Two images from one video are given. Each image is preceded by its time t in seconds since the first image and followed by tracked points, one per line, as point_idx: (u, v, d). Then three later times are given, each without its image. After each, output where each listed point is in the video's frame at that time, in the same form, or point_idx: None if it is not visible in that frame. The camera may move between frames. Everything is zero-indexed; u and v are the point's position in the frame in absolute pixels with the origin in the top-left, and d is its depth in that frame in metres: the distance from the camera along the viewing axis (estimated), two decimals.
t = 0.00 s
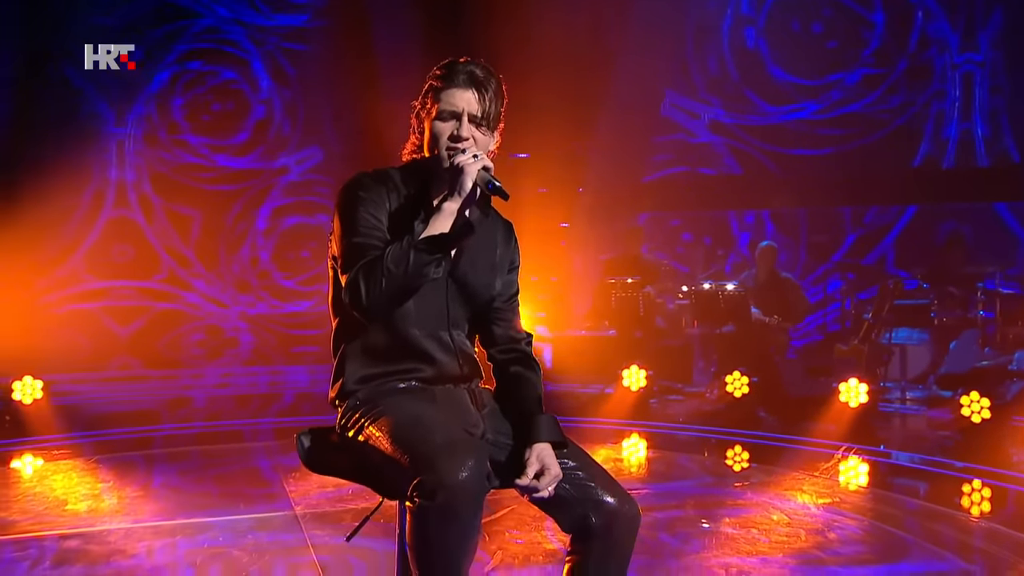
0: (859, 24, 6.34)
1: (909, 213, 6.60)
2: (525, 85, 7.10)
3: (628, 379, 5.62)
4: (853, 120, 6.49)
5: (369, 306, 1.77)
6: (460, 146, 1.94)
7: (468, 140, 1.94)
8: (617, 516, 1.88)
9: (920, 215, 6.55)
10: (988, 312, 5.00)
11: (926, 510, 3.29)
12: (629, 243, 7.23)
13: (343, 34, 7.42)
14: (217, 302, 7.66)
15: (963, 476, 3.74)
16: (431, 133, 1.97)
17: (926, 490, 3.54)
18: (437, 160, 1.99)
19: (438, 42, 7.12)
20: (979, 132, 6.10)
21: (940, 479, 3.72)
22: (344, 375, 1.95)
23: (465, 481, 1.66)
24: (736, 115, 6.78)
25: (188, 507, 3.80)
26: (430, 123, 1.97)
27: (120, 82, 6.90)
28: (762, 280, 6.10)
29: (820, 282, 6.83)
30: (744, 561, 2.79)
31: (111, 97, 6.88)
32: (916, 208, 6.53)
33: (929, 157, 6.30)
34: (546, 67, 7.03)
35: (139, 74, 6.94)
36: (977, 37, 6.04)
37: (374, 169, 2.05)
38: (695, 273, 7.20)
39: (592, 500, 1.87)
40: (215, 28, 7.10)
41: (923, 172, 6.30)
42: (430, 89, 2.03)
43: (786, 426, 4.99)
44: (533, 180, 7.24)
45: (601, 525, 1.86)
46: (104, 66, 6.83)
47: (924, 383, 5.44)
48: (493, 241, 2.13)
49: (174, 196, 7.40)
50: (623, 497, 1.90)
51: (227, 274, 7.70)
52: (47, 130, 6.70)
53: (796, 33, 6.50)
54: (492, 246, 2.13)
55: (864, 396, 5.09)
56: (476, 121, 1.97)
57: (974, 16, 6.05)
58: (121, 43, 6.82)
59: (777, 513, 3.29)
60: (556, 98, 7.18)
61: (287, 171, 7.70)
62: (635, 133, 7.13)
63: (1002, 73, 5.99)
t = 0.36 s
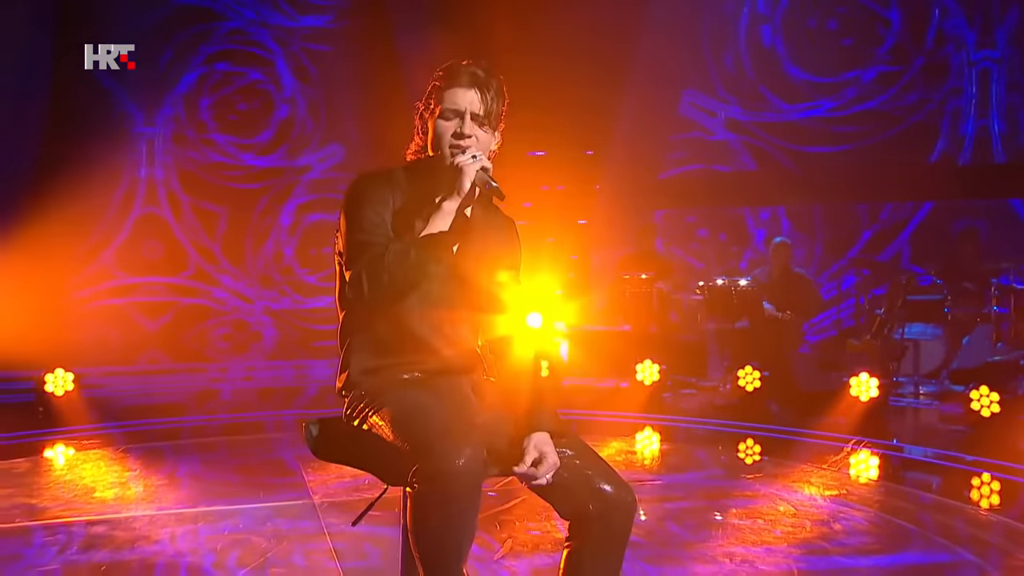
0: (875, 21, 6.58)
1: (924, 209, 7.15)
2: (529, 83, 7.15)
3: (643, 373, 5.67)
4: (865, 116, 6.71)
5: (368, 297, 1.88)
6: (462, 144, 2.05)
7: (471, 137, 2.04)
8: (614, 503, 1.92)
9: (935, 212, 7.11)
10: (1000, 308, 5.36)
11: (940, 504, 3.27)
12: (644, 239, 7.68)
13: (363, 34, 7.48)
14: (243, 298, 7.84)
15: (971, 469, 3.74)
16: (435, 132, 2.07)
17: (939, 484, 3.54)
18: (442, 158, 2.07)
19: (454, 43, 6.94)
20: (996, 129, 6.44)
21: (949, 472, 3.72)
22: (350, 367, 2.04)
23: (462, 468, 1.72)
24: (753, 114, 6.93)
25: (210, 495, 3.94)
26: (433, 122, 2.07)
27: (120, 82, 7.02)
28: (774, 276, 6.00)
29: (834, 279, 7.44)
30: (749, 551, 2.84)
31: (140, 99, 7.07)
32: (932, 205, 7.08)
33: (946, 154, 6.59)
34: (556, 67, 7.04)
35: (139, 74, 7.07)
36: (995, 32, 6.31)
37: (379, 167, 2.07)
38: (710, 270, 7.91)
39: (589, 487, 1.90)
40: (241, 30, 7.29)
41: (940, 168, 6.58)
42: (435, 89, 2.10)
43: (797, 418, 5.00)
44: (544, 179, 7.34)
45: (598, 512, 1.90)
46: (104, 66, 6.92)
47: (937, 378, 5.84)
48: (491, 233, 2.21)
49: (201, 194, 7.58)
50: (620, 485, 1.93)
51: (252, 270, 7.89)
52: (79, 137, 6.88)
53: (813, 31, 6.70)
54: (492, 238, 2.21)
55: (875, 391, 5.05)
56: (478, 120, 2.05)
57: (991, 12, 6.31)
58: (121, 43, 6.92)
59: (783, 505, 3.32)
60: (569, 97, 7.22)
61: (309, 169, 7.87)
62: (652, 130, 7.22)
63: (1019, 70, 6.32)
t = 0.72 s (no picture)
0: (893, 19, 6.70)
1: (940, 206, 7.20)
2: (545, 87, 7.33)
3: (656, 368, 5.71)
4: (882, 114, 6.89)
5: (367, 299, 1.97)
6: (471, 143, 2.02)
7: (478, 136, 2.01)
8: (612, 492, 1.98)
9: (951, 208, 7.18)
10: (1015, 303, 5.30)
11: (955, 499, 3.24)
12: (659, 236, 7.83)
13: (384, 33, 7.61)
14: (268, 293, 7.97)
15: (981, 463, 3.73)
16: (441, 131, 2.04)
17: (952, 478, 3.52)
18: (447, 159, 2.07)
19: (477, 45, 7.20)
20: (1013, 125, 6.58)
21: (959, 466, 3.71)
22: (356, 359, 2.10)
23: (461, 455, 1.77)
24: (769, 110, 7.13)
25: (233, 484, 4.07)
26: (440, 121, 2.03)
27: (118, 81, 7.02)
28: (790, 270, 6.19)
29: (849, 276, 7.62)
30: (753, 540, 2.90)
31: (169, 97, 7.24)
32: (948, 202, 7.14)
33: (963, 150, 6.78)
34: (575, 72, 7.26)
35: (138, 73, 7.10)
36: (1012, 29, 6.43)
37: (387, 168, 2.14)
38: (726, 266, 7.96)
39: (589, 475, 1.97)
40: (266, 31, 7.48)
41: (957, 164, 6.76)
42: (439, 89, 2.07)
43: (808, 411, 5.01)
44: (557, 177, 7.52)
45: (597, 499, 1.97)
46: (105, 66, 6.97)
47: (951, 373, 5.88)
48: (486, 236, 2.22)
49: (227, 192, 7.71)
50: (619, 474, 2.00)
51: (278, 266, 8.02)
52: (114, 134, 7.06)
53: (830, 27, 6.84)
54: (485, 239, 2.22)
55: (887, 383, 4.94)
56: (485, 118, 2.03)
57: (1009, 10, 6.43)
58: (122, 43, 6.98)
59: (790, 496, 3.35)
60: (582, 99, 7.36)
61: (333, 168, 7.98)
62: (666, 130, 7.40)
63: None
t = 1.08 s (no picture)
0: (908, 16, 6.71)
1: (953, 202, 6.99)
2: (558, 90, 7.49)
3: (668, 362, 5.81)
4: (896, 111, 6.84)
5: (371, 308, 1.99)
6: (473, 141, 2.07)
7: (480, 134, 2.06)
8: (609, 481, 2.05)
9: (965, 205, 6.95)
10: None
11: (966, 494, 3.22)
12: (672, 233, 7.84)
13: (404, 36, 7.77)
14: (290, 289, 8.10)
15: (988, 457, 3.73)
16: (444, 132, 2.10)
17: (960, 472, 3.51)
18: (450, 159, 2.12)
19: (493, 48, 7.34)
20: None
21: (965, 460, 3.70)
22: (361, 353, 2.20)
23: (459, 442, 1.84)
24: (784, 109, 7.16)
25: (252, 474, 4.19)
26: (442, 122, 2.09)
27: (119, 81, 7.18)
28: (800, 266, 6.13)
29: (863, 272, 7.30)
30: (756, 531, 2.96)
31: (196, 99, 7.45)
32: (961, 198, 6.93)
33: (979, 146, 6.58)
34: (587, 75, 7.43)
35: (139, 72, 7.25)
36: None
37: (391, 172, 2.21)
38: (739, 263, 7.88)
39: (588, 465, 2.04)
40: (289, 33, 7.59)
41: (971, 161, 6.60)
42: (438, 91, 2.14)
43: (820, 406, 5.01)
44: (566, 172, 7.56)
45: (594, 487, 2.04)
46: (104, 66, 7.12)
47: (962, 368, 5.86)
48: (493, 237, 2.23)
49: (253, 190, 7.87)
50: (616, 464, 2.07)
51: (299, 262, 8.12)
52: (143, 130, 7.30)
53: (845, 26, 6.90)
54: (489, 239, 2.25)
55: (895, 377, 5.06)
56: (485, 117, 2.09)
57: None
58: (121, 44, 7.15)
59: (796, 488, 3.38)
60: (594, 100, 7.52)
61: (354, 167, 8.06)
62: (681, 130, 7.50)
63: None
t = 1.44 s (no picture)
0: (917, 16, 6.71)
1: (963, 201, 6.99)
2: (570, 92, 7.57)
3: (675, 359, 6.01)
4: (908, 111, 6.84)
5: (380, 304, 2.08)
6: (469, 145, 2.16)
7: (476, 137, 2.16)
8: (602, 473, 2.11)
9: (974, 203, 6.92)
10: None
11: (969, 490, 3.22)
12: (680, 230, 7.82)
13: (420, 37, 7.74)
14: (309, 287, 8.11)
15: (991, 453, 3.74)
16: (440, 135, 2.18)
17: (964, 468, 3.51)
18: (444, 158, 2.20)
19: (506, 54, 7.53)
20: None
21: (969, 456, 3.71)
22: (363, 348, 2.19)
23: (455, 436, 1.90)
24: (794, 108, 7.19)
25: (267, 467, 4.31)
26: (438, 126, 2.18)
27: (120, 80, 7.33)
28: (808, 264, 6.14)
29: (870, 270, 7.38)
30: (755, 523, 3.01)
31: (217, 102, 7.58)
32: (971, 197, 6.90)
33: (988, 145, 6.50)
34: (600, 76, 7.53)
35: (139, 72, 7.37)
36: None
37: (392, 174, 2.26)
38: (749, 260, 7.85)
39: (582, 458, 2.11)
40: (308, 36, 7.66)
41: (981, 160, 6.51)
42: (434, 94, 2.22)
43: (825, 402, 5.04)
44: (577, 172, 7.58)
45: (588, 480, 2.11)
46: (105, 66, 7.29)
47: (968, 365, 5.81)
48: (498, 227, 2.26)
49: (272, 191, 7.93)
50: (609, 456, 2.13)
51: (318, 262, 8.15)
52: (164, 132, 7.46)
53: (856, 27, 6.89)
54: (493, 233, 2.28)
55: (899, 374, 5.14)
56: (480, 119, 2.17)
57: None
58: (121, 44, 7.29)
59: (797, 482, 3.41)
60: (607, 101, 7.56)
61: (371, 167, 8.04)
62: (693, 131, 7.52)
63: None
